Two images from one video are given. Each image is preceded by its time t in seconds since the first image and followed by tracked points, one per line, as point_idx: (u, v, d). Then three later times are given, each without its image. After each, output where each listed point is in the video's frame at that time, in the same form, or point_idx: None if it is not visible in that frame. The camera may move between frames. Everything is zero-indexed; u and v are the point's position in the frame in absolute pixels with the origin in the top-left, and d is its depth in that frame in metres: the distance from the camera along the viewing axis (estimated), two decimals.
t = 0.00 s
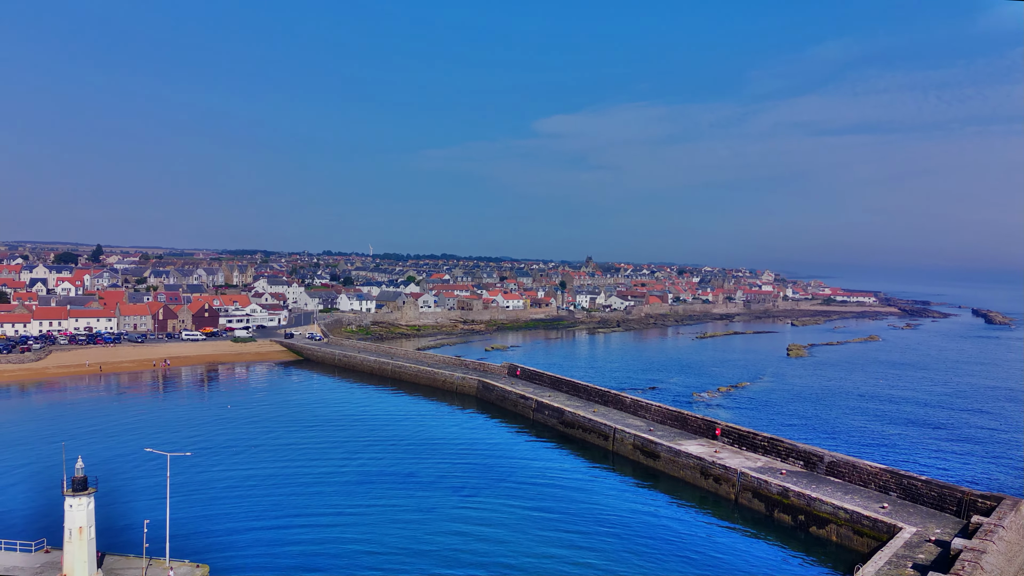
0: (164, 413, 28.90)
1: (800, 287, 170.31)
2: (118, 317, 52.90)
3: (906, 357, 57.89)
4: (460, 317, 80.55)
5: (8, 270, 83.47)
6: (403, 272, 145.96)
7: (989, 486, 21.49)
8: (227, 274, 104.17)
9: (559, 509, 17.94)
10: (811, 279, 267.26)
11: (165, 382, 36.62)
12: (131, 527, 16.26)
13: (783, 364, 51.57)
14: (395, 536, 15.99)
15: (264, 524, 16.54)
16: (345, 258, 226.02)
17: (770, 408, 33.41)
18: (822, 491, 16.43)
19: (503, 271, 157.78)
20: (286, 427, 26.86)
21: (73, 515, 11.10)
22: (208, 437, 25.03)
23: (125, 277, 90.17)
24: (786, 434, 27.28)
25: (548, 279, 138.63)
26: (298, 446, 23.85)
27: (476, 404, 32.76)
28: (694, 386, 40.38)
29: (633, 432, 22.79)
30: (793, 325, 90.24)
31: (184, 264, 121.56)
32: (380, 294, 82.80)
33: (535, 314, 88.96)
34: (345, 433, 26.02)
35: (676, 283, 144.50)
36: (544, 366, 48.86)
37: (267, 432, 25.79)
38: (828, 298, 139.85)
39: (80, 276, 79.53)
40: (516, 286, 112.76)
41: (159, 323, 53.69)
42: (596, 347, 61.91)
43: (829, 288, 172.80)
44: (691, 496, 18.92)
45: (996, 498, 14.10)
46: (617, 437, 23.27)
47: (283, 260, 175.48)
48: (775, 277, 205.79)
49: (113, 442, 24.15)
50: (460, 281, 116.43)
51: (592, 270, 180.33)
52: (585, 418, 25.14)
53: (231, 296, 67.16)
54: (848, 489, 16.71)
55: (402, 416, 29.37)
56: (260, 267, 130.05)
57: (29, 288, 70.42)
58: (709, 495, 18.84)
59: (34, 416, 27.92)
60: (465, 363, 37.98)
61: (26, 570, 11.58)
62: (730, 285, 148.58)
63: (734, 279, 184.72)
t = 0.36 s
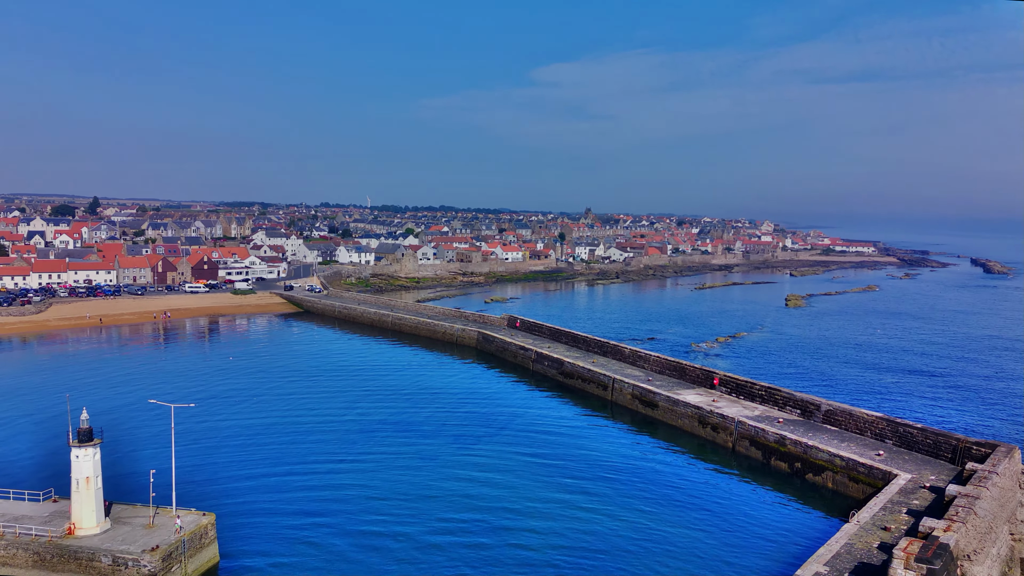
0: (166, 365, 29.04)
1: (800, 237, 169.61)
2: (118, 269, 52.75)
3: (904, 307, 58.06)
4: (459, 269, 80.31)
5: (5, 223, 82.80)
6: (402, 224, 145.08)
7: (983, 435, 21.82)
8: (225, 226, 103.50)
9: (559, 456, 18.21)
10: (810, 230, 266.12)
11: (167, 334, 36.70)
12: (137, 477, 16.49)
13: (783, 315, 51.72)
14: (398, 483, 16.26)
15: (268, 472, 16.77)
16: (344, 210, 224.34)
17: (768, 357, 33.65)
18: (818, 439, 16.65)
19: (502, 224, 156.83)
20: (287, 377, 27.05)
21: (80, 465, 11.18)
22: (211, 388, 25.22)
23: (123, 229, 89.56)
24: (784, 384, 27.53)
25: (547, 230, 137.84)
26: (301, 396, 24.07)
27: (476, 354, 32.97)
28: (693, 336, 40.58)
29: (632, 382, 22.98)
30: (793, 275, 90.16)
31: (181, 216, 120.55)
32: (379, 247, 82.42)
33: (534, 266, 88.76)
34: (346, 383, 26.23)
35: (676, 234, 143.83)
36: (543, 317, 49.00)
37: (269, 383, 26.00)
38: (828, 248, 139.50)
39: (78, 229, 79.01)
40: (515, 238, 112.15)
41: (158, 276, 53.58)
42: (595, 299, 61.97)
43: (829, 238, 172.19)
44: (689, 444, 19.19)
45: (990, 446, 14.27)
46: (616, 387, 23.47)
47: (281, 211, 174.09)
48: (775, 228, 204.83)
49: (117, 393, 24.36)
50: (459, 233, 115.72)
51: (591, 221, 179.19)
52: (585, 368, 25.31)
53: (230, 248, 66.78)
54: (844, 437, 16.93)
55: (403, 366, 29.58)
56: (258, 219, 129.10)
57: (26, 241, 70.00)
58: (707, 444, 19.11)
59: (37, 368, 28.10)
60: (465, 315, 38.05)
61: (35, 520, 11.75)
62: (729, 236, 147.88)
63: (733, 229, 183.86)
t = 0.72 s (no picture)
0: (167, 317, 29.05)
1: (801, 187, 168.17)
2: (115, 222, 52.36)
3: (904, 257, 57.95)
4: (458, 221, 79.72)
5: None
6: (400, 176, 143.54)
7: (979, 384, 22.03)
8: (221, 178, 102.30)
9: (559, 405, 18.40)
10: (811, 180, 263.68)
11: (166, 287, 36.61)
12: (142, 428, 16.65)
13: (782, 265, 51.64)
14: (399, 431, 16.44)
15: (272, 422, 16.97)
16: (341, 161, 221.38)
17: (767, 308, 33.69)
18: (815, 388, 16.79)
19: (501, 175, 155.10)
20: (288, 329, 27.10)
21: (84, 417, 11.27)
22: (212, 340, 25.29)
23: (119, 181, 88.52)
24: (783, 334, 27.63)
25: (546, 182, 136.39)
26: (301, 347, 24.16)
27: (476, 307, 32.98)
28: (692, 287, 40.56)
29: (631, 333, 23.06)
30: (793, 226, 89.63)
31: (177, 168, 118.97)
32: (377, 199, 81.65)
33: (534, 218, 88.18)
34: (346, 334, 26.33)
35: (676, 185, 142.44)
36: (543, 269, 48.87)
37: (269, 335, 26.08)
38: (828, 198, 138.39)
39: (73, 181, 78.15)
40: (514, 189, 111.02)
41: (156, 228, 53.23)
42: (595, 251, 61.73)
43: (830, 188, 170.62)
44: (686, 394, 19.38)
45: (986, 394, 14.37)
46: (615, 338, 23.55)
47: (276, 163, 171.90)
48: (775, 178, 202.93)
49: (119, 345, 24.44)
50: (457, 185, 114.48)
51: (591, 172, 177.07)
52: (584, 320, 25.37)
53: (227, 200, 66.11)
54: (841, 386, 17.06)
55: (403, 318, 29.63)
56: (254, 170, 127.56)
57: (21, 193, 69.21)
58: (705, 393, 19.28)
59: (38, 321, 28.12)
60: (464, 268, 37.93)
61: (42, 470, 11.90)
62: (730, 186, 146.51)
63: (734, 179, 182.09)
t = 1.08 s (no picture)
0: (166, 300, 29.02)
1: (801, 167, 167.33)
2: (114, 204, 52.10)
3: (905, 236, 57.88)
4: (457, 202, 79.44)
5: None
6: (398, 156, 142.65)
7: (978, 364, 22.07)
8: (219, 159, 101.68)
9: (559, 386, 18.43)
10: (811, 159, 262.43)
11: (166, 269, 36.53)
12: (143, 412, 16.66)
13: (782, 246, 51.58)
14: (400, 412, 16.50)
15: (272, 404, 17.00)
16: (338, 142, 220.02)
17: (766, 289, 33.67)
18: (814, 370, 16.82)
19: (500, 155, 154.14)
20: (287, 311, 27.07)
21: (85, 401, 11.30)
22: (212, 322, 25.30)
23: (117, 162, 88.03)
24: (782, 315, 27.62)
25: (546, 162, 135.60)
26: (301, 330, 24.14)
27: (475, 289, 32.94)
28: (692, 268, 40.51)
29: (631, 315, 23.06)
30: (793, 205, 89.42)
31: (174, 148, 118.09)
32: (375, 180, 81.23)
33: (533, 199, 87.82)
34: (346, 316, 26.30)
35: (675, 164, 141.70)
36: (542, 250, 48.79)
37: (269, 317, 26.05)
38: (829, 178, 137.83)
39: (71, 162, 77.69)
40: (513, 170, 110.39)
41: (155, 210, 53.03)
42: (594, 231, 61.54)
43: (830, 167, 169.64)
44: (685, 376, 19.42)
45: (985, 375, 14.41)
46: (615, 320, 23.55)
47: (274, 144, 170.90)
48: (776, 158, 201.81)
49: (119, 328, 24.42)
50: (456, 166, 113.85)
51: (590, 152, 176.02)
52: (584, 301, 25.36)
53: (225, 181, 65.69)
54: (840, 366, 17.10)
55: (403, 300, 29.59)
56: (251, 151, 126.70)
57: (19, 175, 68.79)
58: (704, 375, 19.32)
59: (38, 304, 28.06)
60: (464, 249, 37.85)
61: (44, 454, 11.94)
62: (730, 166, 145.79)
63: (734, 159, 181.07)
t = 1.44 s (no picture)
0: (166, 298, 28.98)
1: (801, 164, 167.22)
2: (113, 203, 52.08)
3: (905, 234, 57.90)
4: (457, 200, 79.39)
5: None
6: (398, 154, 142.60)
7: (978, 362, 22.08)
8: (219, 158, 101.58)
9: (559, 384, 18.43)
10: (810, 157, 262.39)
11: (166, 268, 36.48)
12: (144, 410, 16.66)
13: (782, 243, 51.56)
14: (401, 410, 16.50)
15: (273, 403, 16.99)
16: (338, 140, 219.63)
17: (766, 287, 33.66)
18: (814, 367, 16.81)
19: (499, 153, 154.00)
20: (287, 310, 27.05)
21: (86, 400, 11.29)
22: (212, 320, 25.29)
23: (116, 160, 87.94)
24: (783, 313, 27.62)
25: (545, 160, 135.56)
26: (302, 328, 24.16)
27: (475, 287, 32.92)
28: (692, 266, 40.50)
29: (631, 312, 23.05)
30: (792, 203, 89.42)
31: (173, 147, 117.95)
32: (375, 178, 81.18)
33: (533, 197, 87.80)
34: (346, 315, 26.28)
35: (675, 162, 141.64)
36: (542, 248, 48.78)
37: (269, 315, 26.04)
38: (828, 175, 137.81)
39: (71, 161, 77.64)
40: (513, 168, 110.39)
41: (155, 209, 52.97)
42: (594, 229, 61.50)
43: (829, 165, 169.62)
44: (686, 374, 19.43)
45: (985, 372, 14.41)
46: (615, 318, 23.54)
47: (273, 142, 170.76)
48: (775, 155, 201.74)
49: (119, 327, 24.41)
50: (455, 164, 113.75)
51: (590, 150, 176.06)
52: (583, 300, 25.35)
53: (224, 180, 65.64)
54: (840, 364, 17.11)
55: (403, 298, 29.57)
56: (250, 150, 126.63)
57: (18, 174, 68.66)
58: (704, 372, 19.34)
59: (37, 303, 28.03)
60: (464, 248, 37.83)
61: (44, 452, 11.94)
62: (730, 164, 145.76)
63: (733, 157, 181.02)
